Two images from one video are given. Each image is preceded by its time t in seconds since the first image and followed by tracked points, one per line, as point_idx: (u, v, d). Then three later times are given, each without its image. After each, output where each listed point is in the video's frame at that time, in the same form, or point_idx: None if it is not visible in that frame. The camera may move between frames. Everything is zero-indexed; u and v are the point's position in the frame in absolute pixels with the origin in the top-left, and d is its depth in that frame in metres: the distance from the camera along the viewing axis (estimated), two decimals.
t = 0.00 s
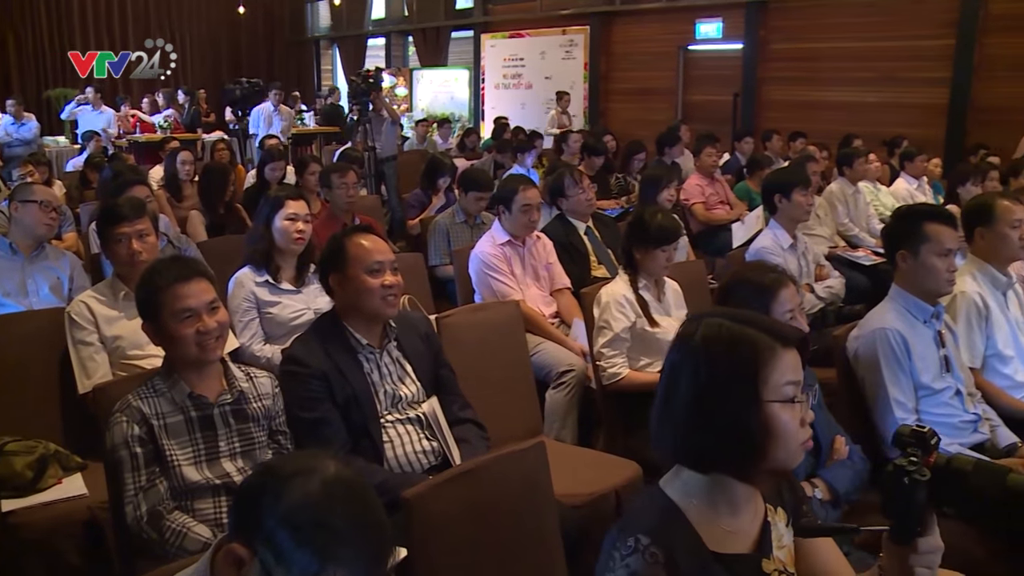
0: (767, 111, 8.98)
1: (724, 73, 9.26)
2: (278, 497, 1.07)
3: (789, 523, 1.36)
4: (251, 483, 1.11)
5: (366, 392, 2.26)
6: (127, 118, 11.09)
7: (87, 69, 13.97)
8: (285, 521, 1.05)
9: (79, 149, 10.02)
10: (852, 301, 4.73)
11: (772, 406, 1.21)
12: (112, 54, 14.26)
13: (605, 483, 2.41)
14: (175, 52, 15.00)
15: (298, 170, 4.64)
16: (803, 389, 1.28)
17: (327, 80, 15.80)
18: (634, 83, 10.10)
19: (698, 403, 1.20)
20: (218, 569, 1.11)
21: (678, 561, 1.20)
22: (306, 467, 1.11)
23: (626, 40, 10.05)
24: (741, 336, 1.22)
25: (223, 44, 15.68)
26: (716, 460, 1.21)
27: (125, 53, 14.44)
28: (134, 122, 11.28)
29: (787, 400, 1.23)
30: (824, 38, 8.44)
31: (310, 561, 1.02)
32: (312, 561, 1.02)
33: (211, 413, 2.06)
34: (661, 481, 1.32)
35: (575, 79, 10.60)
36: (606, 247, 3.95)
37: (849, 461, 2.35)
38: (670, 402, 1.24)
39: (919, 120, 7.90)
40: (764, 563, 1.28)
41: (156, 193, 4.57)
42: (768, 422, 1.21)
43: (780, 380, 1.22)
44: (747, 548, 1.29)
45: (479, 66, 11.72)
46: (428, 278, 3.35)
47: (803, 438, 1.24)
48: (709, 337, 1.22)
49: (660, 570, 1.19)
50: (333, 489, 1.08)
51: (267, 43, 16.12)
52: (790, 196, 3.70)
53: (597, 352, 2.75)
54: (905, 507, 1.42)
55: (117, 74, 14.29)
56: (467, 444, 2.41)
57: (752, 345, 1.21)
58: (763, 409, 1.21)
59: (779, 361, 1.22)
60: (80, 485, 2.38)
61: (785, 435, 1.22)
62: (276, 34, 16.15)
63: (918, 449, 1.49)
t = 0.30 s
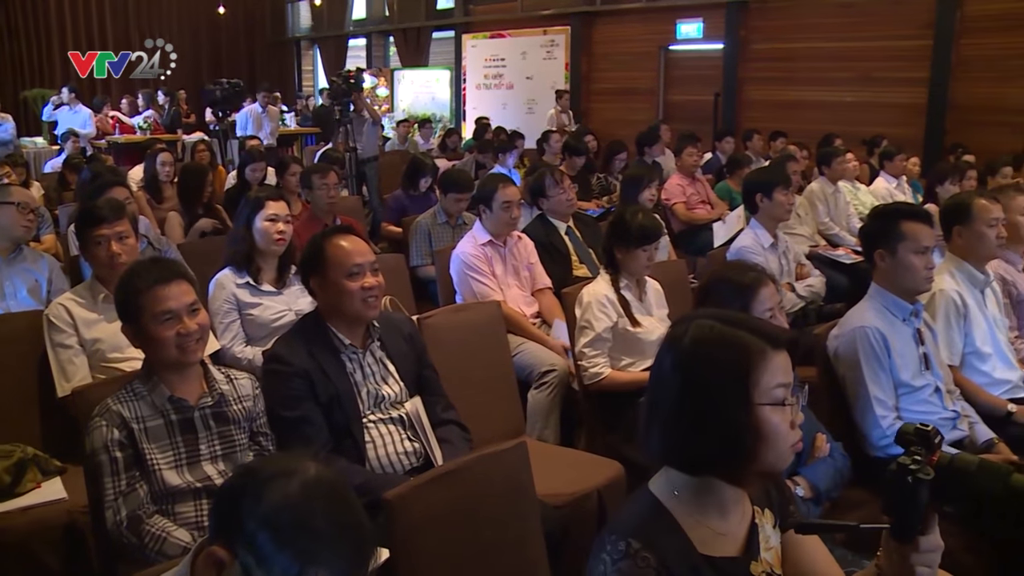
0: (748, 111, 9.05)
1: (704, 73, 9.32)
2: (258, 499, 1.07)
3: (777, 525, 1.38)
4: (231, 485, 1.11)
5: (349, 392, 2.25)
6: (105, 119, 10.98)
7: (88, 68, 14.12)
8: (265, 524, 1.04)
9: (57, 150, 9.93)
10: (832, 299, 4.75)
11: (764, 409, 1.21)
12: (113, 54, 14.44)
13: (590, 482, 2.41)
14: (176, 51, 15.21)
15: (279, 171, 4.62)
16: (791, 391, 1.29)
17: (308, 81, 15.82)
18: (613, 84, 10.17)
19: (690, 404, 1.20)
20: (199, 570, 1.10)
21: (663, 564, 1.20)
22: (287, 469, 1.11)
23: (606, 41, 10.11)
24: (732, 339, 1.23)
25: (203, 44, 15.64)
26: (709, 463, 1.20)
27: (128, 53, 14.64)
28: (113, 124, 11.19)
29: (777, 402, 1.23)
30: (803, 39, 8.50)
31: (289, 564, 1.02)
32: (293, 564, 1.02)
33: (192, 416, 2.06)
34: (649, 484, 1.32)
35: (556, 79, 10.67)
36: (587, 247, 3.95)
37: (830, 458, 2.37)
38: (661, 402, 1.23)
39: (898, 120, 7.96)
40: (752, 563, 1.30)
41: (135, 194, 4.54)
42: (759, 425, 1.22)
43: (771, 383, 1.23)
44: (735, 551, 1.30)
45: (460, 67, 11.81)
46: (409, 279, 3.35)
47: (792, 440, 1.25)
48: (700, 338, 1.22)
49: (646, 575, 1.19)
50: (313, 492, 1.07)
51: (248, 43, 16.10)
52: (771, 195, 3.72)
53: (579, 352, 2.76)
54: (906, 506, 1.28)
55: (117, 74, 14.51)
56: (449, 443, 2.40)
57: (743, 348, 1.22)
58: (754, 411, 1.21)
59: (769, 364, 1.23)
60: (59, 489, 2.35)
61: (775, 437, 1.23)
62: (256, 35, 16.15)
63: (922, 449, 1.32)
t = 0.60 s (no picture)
0: (725, 110, 9.11)
1: (681, 73, 9.38)
2: (234, 502, 1.06)
3: (759, 525, 1.39)
4: (206, 489, 1.10)
5: (327, 394, 2.23)
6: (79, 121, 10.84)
7: (88, 69, 14.40)
8: (240, 527, 1.04)
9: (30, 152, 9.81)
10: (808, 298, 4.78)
11: (744, 409, 1.21)
12: (112, 55, 14.72)
13: (568, 481, 2.42)
14: (174, 52, 15.44)
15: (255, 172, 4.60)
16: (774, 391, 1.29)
17: (284, 83, 15.80)
18: (591, 84, 10.23)
19: (670, 404, 1.20)
20: (173, 573, 1.10)
21: (645, 563, 1.19)
22: (264, 471, 1.11)
23: (583, 41, 10.19)
24: (711, 339, 1.23)
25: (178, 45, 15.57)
26: (690, 463, 1.21)
27: (127, 53, 14.87)
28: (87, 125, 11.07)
29: (759, 403, 1.23)
30: (779, 39, 8.57)
31: (263, 569, 1.01)
32: (268, 568, 1.01)
33: (168, 419, 2.04)
34: (632, 484, 1.32)
35: (533, 79, 10.72)
36: (564, 247, 3.96)
37: (808, 457, 2.38)
38: (641, 403, 1.24)
39: (873, 120, 8.02)
40: (735, 563, 1.30)
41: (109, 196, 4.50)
42: (740, 426, 1.22)
43: (752, 383, 1.22)
44: (718, 552, 1.30)
45: (436, 67, 11.85)
46: (386, 280, 3.34)
47: (775, 439, 1.25)
48: (679, 339, 1.23)
49: None
50: (289, 495, 1.07)
51: (223, 44, 16.04)
52: (747, 194, 3.75)
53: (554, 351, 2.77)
54: (905, 506, 1.28)
55: (117, 74, 14.76)
56: (428, 444, 2.40)
57: (722, 348, 1.22)
58: (734, 411, 1.21)
59: (750, 364, 1.23)
60: (33, 494, 2.33)
61: (757, 437, 1.23)
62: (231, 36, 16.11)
63: (919, 447, 1.30)
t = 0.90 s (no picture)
0: (705, 110, 9.14)
1: (662, 73, 9.42)
2: (213, 506, 1.06)
3: (740, 525, 1.39)
4: (185, 492, 1.10)
5: (306, 396, 2.23)
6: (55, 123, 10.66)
7: (87, 68, 14.53)
8: (220, 530, 1.04)
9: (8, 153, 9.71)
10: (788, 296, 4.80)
11: (723, 407, 1.22)
12: (111, 54, 14.88)
13: (547, 481, 2.43)
14: (174, 51, 15.70)
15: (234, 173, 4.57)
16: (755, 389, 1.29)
17: (263, 83, 15.75)
18: (572, 84, 10.26)
19: (652, 403, 1.21)
20: None
21: (628, 562, 1.18)
22: (243, 474, 1.10)
23: (563, 42, 10.24)
24: (691, 337, 1.23)
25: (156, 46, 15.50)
26: (670, 461, 1.21)
27: (127, 53, 15.14)
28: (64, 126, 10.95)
29: (739, 401, 1.24)
30: (757, 39, 8.61)
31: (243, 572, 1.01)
32: (246, 571, 1.01)
33: (147, 422, 2.03)
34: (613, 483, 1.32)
35: (513, 79, 10.76)
36: (544, 248, 3.96)
37: (788, 456, 2.39)
38: (623, 402, 1.24)
39: (851, 119, 8.08)
40: (716, 563, 1.30)
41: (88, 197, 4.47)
42: (719, 424, 1.22)
43: (732, 381, 1.23)
44: (700, 552, 1.29)
45: (416, 68, 11.86)
46: (366, 281, 3.34)
47: (756, 438, 1.25)
48: (660, 338, 1.23)
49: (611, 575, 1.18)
50: (269, 496, 1.06)
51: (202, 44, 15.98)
52: (725, 194, 3.75)
53: (538, 351, 2.76)
54: (889, 505, 1.29)
55: (116, 74, 14.94)
56: (408, 446, 2.40)
57: (702, 346, 1.22)
58: (714, 409, 1.21)
59: (729, 362, 1.23)
60: (9, 500, 2.31)
61: (737, 435, 1.23)
62: (209, 37, 16.06)
63: (903, 447, 1.32)
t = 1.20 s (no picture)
0: (684, 110, 9.18)
1: (640, 73, 9.45)
2: (189, 510, 1.05)
3: (718, 522, 1.39)
4: (161, 495, 1.09)
5: (285, 398, 2.22)
6: (32, 125, 10.59)
7: (88, 68, 14.78)
8: (195, 533, 1.03)
9: None
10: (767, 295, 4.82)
11: (700, 407, 1.21)
12: (113, 54, 15.12)
13: (526, 482, 2.43)
14: (175, 51, 15.69)
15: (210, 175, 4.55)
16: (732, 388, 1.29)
17: (240, 83, 15.66)
18: (551, 85, 10.29)
19: (629, 403, 1.20)
20: None
21: (605, 561, 1.19)
22: (219, 477, 1.09)
23: (541, 42, 10.28)
24: (668, 338, 1.23)
25: (133, 46, 15.41)
26: (646, 461, 1.21)
27: (127, 53, 15.35)
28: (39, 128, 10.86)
29: (715, 400, 1.23)
30: (734, 39, 8.65)
31: None
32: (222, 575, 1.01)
33: (124, 425, 2.01)
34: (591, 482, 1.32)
35: (492, 79, 10.80)
36: (523, 248, 3.96)
37: (766, 454, 2.40)
38: (601, 402, 1.24)
39: (828, 119, 8.13)
40: (693, 560, 1.30)
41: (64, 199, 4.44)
42: (696, 424, 1.22)
43: (709, 381, 1.22)
44: (677, 549, 1.30)
45: (395, 68, 11.86)
46: (345, 282, 3.34)
47: (733, 437, 1.25)
48: (637, 338, 1.22)
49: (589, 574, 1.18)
50: (245, 499, 1.06)
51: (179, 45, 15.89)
52: (698, 194, 3.79)
53: (516, 351, 2.77)
54: (866, 501, 1.26)
55: (117, 73, 15.17)
56: (388, 447, 2.39)
57: (678, 347, 1.22)
58: (690, 409, 1.21)
59: (705, 361, 1.23)
60: None
61: (714, 435, 1.23)
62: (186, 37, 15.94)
63: (879, 442, 1.30)
